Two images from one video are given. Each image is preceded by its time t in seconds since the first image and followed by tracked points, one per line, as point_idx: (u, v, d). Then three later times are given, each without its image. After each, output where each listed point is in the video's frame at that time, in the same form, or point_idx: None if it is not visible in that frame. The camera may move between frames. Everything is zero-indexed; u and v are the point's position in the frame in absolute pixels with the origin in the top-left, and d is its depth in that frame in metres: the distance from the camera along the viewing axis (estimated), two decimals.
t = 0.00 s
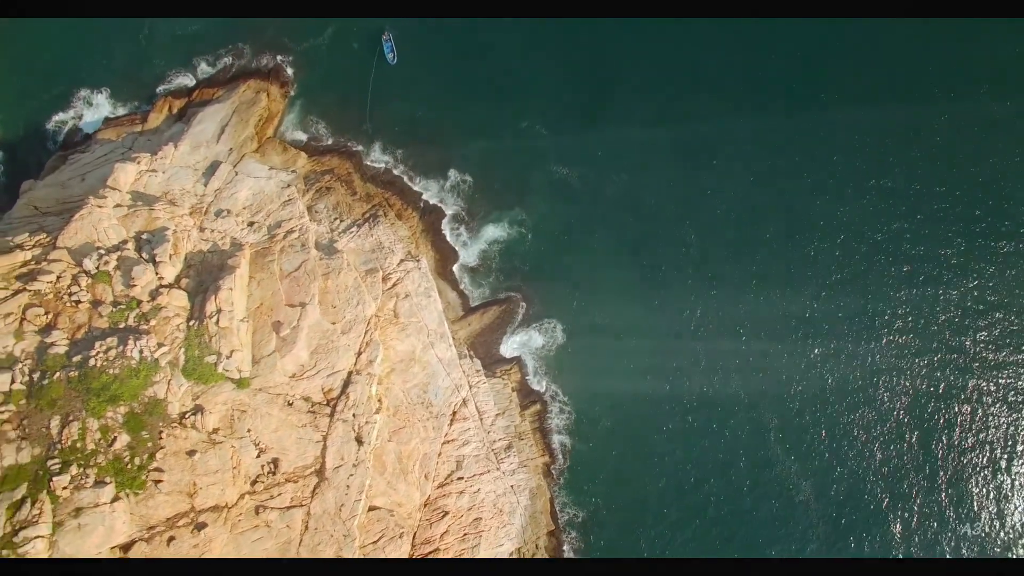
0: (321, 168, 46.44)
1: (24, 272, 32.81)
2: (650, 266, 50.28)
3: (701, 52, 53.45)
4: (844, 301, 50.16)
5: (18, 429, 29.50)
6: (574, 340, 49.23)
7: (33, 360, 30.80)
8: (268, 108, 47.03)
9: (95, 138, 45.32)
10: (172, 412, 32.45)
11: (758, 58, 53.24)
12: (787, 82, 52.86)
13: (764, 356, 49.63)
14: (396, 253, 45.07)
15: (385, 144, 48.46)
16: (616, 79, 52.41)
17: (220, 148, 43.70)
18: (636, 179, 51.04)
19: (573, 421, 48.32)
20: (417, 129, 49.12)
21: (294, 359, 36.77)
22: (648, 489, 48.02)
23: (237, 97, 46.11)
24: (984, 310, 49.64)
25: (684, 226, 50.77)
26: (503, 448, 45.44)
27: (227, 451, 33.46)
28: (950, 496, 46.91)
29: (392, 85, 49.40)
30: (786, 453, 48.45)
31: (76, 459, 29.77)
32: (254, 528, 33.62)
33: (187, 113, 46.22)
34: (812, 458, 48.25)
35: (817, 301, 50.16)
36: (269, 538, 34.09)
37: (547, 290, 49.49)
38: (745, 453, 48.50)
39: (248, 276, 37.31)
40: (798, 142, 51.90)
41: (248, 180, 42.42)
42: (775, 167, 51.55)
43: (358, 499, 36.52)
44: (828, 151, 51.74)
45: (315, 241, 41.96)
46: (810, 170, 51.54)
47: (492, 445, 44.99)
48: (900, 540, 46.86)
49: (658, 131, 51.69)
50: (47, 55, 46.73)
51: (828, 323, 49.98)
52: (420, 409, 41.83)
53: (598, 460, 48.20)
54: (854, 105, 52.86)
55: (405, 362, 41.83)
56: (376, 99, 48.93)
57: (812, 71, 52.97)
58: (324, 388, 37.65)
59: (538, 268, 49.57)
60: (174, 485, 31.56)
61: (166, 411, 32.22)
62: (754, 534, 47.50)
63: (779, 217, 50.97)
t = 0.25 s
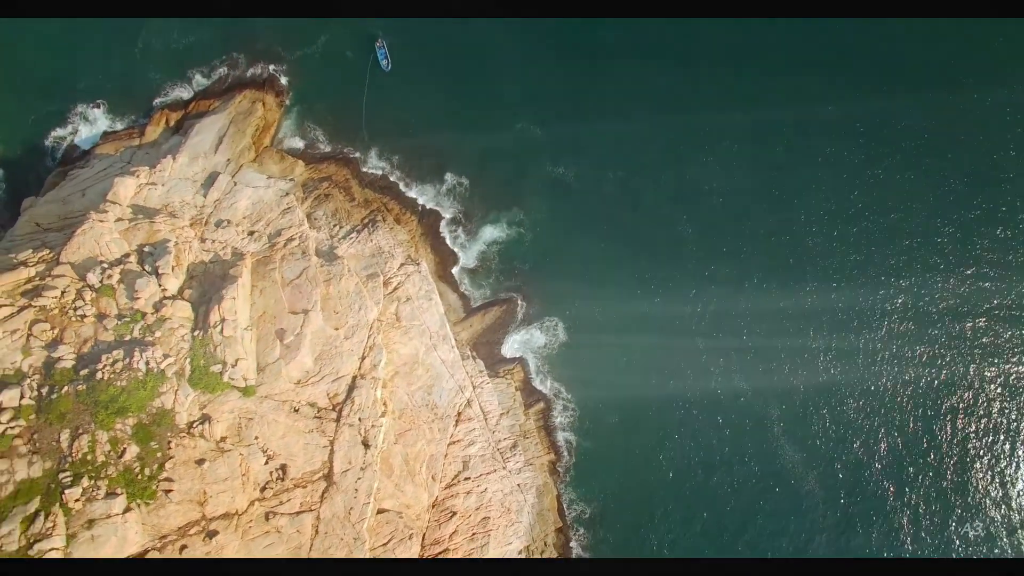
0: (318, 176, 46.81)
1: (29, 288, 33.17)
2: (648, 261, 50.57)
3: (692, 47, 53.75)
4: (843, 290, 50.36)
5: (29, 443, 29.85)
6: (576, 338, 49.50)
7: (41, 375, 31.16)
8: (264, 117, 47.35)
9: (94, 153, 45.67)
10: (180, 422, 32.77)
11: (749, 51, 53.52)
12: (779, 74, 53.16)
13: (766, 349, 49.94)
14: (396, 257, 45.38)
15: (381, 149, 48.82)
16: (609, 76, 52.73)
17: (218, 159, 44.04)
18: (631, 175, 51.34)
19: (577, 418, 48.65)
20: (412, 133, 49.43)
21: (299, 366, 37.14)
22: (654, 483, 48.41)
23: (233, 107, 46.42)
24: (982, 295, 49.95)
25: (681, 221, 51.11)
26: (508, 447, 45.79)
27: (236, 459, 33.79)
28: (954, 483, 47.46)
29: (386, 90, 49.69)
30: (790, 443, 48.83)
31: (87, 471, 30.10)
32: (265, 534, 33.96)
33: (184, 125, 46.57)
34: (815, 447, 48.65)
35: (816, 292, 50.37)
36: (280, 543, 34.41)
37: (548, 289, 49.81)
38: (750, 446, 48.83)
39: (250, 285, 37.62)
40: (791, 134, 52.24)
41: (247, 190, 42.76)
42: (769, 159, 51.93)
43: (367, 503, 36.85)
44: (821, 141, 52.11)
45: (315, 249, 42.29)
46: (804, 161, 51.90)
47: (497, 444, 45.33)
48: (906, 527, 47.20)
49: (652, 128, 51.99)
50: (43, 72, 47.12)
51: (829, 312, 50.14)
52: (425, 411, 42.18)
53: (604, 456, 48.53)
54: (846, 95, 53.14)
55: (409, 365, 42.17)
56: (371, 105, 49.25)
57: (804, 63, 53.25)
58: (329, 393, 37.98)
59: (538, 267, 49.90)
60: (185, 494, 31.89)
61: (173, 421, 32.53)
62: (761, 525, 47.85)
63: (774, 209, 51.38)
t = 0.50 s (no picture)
0: (316, 183, 47.17)
1: (35, 303, 33.53)
2: (647, 258, 50.85)
3: (684, 43, 54.04)
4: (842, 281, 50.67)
5: (40, 457, 30.21)
6: (578, 336, 49.79)
7: (49, 389, 31.53)
8: (261, 126, 47.68)
9: (93, 167, 46.01)
10: (187, 431, 33.10)
11: (741, 46, 53.83)
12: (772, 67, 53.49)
13: (768, 343, 50.28)
14: (396, 261, 45.76)
15: (378, 155, 49.16)
16: (603, 74, 53.04)
17: (217, 169, 44.38)
18: (627, 172, 51.67)
19: (581, 416, 48.96)
20: (409, 138, 49.76)
21: (304, 372, 37.51)
22: (659, 478, 48.69)
23: (230, 117, 46.77)
24: (981, 283, 50.37)
25: (678, 216, 51.44)
26: (513, 446, 46.16)
27: (244, 466, 34.13)
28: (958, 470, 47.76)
29: (381, 95, 50.02)
30: (793, 434, 49.20)
31: (98, 482, 30.43)
32: (275, 539, 34.33)
33: (182, 137, 46.91)
34: (819, 437, 49.05)
35: (816, 283, 50.70)
36: (290, 548, 34.77)
37: (548, 290, 50.14)
38: (755, 439, 49.13)
39: (253, 294, 37.93)
40: (785, 126, 52.55)
41: (246, 199, 43.09)
42: (764, 152, 52.28)
43: (375, 505, 37.18)
44: (815, 134, 52.49)
45: (316, 255, 42.64)
46: (799, 154, 52.26)
47: (502, 444, 45.68)
48: (911, 514, 47.62)
49: (647, 124, 52.31)
50: (40, 88, 47.44)
51: (828, 302, 50.49)
52: (430, 412, 42.51)
53: (609, 453, 48.82)
54: (839, 87, 53.47)
55: (412, 368, 42.51)
56: (367, 111, 49.57)
57: (796, 56, 53.57)
58: (334, 398, 38.31)
59: (537, 267, 50.23)
60: (195, 502, 32.22)
61: (181, 430, 32.85)
62: (767, 517, 48.15)
63: (770, 202, 51.77)
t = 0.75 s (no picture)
0: (315, 190, 47.54)
1: (40, 318, 33.91)
2: (646, 254, 51.17)
3: (676, 39, 54.33)
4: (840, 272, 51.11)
5: (50, 469, 30.57)
6: (579, 334, 50.10)
7: (58, 402, 31.88)
8: (258, 135, 48.02)
9: (93, 181, 46.41)
10: (195, 439, 33.44)
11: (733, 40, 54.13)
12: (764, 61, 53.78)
13: (771, 335, 50.64)
14: (396, 265, 46.14)
15: (376, 160, 49.49)
16: (596, 73, 53.40)
17: (216, 179, 44.73)
18: (624, 169, 52.01)
19: (585, 413, 49.30)
20: (405, 141, 50.10)
21: (308, 378, 37.82)
22: (665, 472, 48.98)
23: (227, 127, 47.14)
24: (980, 269, 50.69)
25: (676, 212, 51.73)
26: (518, 445, 46.53)
27: (252, 472, 34.47)
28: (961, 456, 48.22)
29: (377, 100, 50.35)
30: (796, 425, 49.58)
31: (109, 493, 30.78)
32: (285, 544, 34.65)
33: (180, 148, 47.27)
34: (822, 427, 49.45)
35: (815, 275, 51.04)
36: (300, 552, 35.09)
37: (550, 289, 50.46)
38: (759, 430, 49.50)
39: (256, 301, 38.24)
40: (780, 119, 52.85)
41: (246, 208, 43.46)
42: (759, 146, 52.59)
43: (383, 507, 37.52)
44: (810, 126, 52.83)
45: (317, 261, 42.99)
46: (794, 146, 52.59)
47: (507, 443, 46.05)
48: (914, 500, 48.21)
49: (642, 122, 52.64)
50: (37, 103, 47.76)
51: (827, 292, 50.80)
52: (435, 414, 42.85)
53: (614, 448, 49.13)
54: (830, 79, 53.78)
55: (415, 370, 42.86)
56: (363, 117, 49.88)
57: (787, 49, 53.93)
58: (339, 402, 38.64)
59: (537, 267, 50.56)
60: (205, 509, 32.57)
61: (189, 438, 33.18)
62: (775, 508, 48.53)
63: (767, 195, 52.09)
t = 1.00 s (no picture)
0: (314, 197, 47.95)
1: (46, 331, 34.27)
2: (644, 250, 51.55)
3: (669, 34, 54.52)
4: (839, 263, 51.53)
5: (61, 480, 30.96)
6: (580, 332, 50.46)
7: (67, 414, 32.27)
8: (256, 144, 48.37)
9: (94, 194, 46.83)
10: (204, 446, 33.80)
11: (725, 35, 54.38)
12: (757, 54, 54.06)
13: (771, 327, 51.14)
14: (397, 269, 46.53)
15: (374, 164, 49.84)
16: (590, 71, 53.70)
17: (215, 189, 45.11)
18: (620, 167, 52.36)
19: (589, 410, 49.65)
20: (402, 145, 50.42)
21: (313, 383, 38.17)
22: (669, 466, 49.30)
23: (225, 137, 47.53)
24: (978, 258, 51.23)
25: (672, 208, 52.05)
26: (523, 443, 46.91)
27: (261, 478, 34.81)
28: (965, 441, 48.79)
29: (373, 105, 50.66)
30: (799, 416, 50.02)
31: (119, 502, 31.17)
32: (295, 548, 35.01)
33: (179, 159, 47.66)
34: (824, 417, 49.96)
35: (814, 267, 51.49)
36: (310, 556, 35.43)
37: (550, 288, 50.81)
38: (762, 422, 49.89)
39: (259, 309, 38.58)
40: (774, 113, 53.19)
41: (246, 216, 43.80)
42: (754, 139, 52.87)
43: (391, 509, 37.88)
44: (803, 118, 53.16)
45: (318, 267, 43.35)
46: (789, 139, 52.86)
47: (512, 441, 46.45)
48: (919, 487, 48.52)
49: (637, 119, 52.99)
50: (36, 118, 48.10)
51: (826, 284, 51.30)
52: (440, 415, 43.17)
53: (618, 444, 49.47)
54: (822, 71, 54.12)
55: (419, 373, 43.20)
56: (359, 122, 50.15)
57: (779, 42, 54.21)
58: (344, 406, 38.96)
59: (537, 266, 50.89)
60: (215, 516, 32.94)
61: (198, 446, 33.53)
62: (781, 498, 48.82)
63: (763, 188, 52.42)
